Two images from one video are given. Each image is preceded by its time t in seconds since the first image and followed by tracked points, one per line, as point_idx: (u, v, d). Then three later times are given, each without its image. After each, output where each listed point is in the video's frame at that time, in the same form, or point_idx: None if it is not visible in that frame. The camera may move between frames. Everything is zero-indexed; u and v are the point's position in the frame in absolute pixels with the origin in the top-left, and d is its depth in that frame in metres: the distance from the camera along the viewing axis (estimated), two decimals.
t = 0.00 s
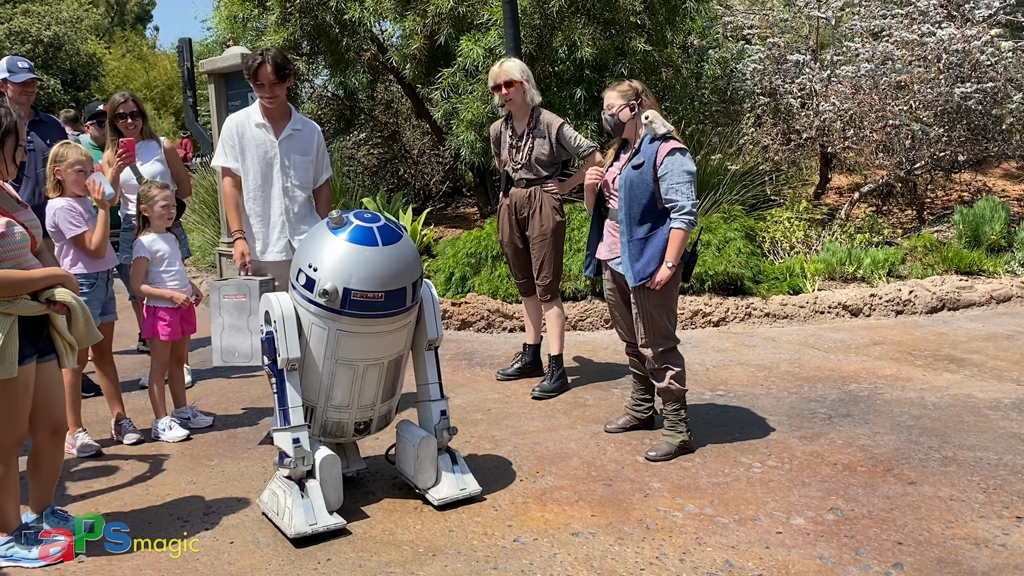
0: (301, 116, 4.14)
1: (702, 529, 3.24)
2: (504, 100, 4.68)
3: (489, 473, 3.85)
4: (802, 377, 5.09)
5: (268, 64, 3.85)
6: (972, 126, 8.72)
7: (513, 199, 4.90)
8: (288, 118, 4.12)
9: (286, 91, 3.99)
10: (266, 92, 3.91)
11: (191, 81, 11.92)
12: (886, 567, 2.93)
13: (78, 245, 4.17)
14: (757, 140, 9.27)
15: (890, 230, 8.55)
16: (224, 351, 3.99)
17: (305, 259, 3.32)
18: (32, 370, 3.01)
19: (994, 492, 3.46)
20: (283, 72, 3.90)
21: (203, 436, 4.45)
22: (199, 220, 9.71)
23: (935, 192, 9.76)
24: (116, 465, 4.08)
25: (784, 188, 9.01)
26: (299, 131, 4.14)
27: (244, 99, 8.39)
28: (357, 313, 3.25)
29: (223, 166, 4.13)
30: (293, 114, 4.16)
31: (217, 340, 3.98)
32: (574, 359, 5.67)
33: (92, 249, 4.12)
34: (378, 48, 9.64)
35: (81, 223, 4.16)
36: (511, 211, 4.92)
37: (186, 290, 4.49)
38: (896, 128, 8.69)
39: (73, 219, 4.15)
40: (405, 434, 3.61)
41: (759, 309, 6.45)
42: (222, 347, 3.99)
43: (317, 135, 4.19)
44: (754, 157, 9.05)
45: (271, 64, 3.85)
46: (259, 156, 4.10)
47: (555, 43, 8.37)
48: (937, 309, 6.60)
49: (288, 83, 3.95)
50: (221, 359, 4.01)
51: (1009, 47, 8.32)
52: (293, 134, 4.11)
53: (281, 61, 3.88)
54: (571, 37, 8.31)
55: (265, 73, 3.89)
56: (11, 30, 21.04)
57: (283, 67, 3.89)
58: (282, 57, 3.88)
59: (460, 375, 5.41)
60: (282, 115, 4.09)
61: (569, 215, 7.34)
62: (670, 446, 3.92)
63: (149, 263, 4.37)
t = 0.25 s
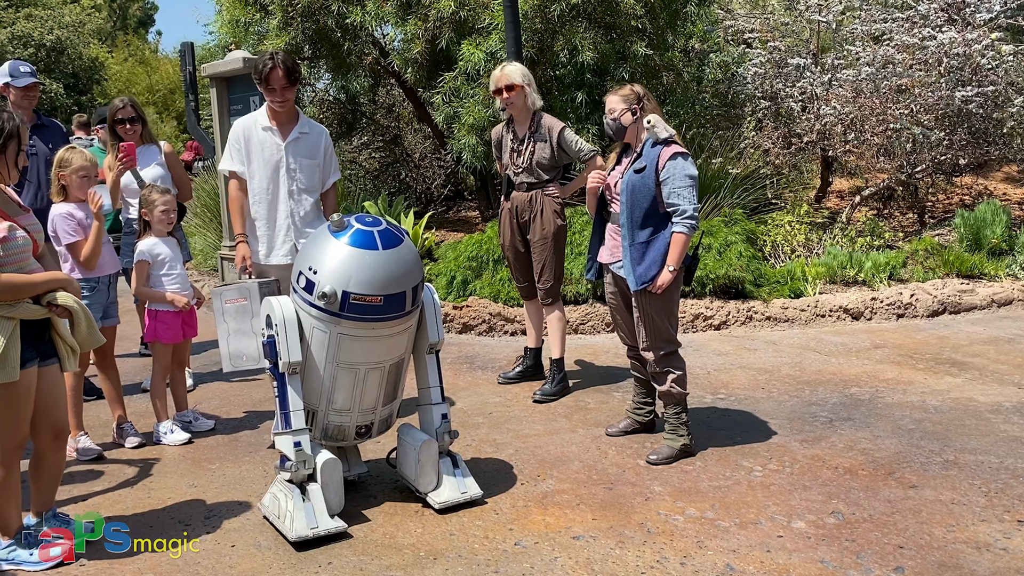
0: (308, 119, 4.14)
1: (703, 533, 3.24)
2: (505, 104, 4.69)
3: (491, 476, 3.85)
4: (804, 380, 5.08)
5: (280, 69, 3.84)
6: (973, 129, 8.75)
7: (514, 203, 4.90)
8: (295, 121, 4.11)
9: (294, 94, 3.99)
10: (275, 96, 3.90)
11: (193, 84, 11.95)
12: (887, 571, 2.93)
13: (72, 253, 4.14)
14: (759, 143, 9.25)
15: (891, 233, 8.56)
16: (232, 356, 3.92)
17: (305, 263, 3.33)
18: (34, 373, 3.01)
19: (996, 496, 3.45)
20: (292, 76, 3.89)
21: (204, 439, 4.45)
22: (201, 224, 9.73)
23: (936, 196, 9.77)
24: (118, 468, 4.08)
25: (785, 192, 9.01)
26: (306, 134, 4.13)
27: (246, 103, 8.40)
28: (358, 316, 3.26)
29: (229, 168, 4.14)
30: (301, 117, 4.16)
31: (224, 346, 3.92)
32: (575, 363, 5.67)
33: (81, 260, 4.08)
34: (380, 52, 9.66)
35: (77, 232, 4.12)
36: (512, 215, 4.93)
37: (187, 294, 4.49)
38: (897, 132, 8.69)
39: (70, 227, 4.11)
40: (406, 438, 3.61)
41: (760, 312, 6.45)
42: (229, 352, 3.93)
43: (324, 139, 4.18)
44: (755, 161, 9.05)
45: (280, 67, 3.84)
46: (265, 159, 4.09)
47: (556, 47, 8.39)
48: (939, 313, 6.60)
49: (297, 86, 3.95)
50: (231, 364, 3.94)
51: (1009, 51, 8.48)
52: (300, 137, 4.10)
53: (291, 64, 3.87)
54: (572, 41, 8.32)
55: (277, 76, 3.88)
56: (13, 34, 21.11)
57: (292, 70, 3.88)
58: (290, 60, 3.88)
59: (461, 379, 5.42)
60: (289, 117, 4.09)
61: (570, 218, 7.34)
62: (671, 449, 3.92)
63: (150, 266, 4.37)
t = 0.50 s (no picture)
0: (323, 123, 4.13)
1: (705, 535, 3.24)
2: (506, 107, 4.71)
3: (492, 478, 3.85)
4: (806, 383, 5.08)
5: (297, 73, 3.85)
6: (975, 131, 8.70)
7: (516, 205, 4.91)
8: (310, 124, 4.10)
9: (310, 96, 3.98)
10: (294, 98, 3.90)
11: (195, 87, 11.98)
12: (889, 573, 2.93)
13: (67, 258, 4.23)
14: (760, 146, 9.30)
15: (893, 236, 8.55)
16: (229, 351, 4.00)
17: (308, 265, 3.34)
18: (37, 375, 3.02)
19: (998, 498, 3.45)
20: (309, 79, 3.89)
21: (206, 441, 4.45)
22: (203, 227, 9.74)
23: (938, 198, 9.78)
24: (120, 470, 4.09)
25: (787, 195, 9.02)
26: (320, 137, 4.12)
27: (248, 106, 8.42)
28: (361, 319, 3.26)
29: (244, 169, 4.14)
30: (317, 120, 4.15)
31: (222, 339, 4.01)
32: (577, 365, 5.68)
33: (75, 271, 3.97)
34: (382, 55, 9.69)
35: (75, 239, 4.21)
36: (514, 218, 4.94)
37: (188, 295, 4.51)
38: (898, 135, 8.63)
39: (70, 233, 4.20)
40: (408, 440, 3.61)
41: (762, 315, 6.45)
42: (226, 346, 4.01)
43: (339, 142, 4.17)
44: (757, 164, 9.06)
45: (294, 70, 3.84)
46: (279, 161, 4.07)
47: (558, 50, 8.40)
48: (941, 315, 6.60)
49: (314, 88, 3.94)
50: (225, 360, 4.01)
51: (1011, 54, 8.49)
52: (315, 140, 4.09)
53: (307, 66, 3.87)
54: (574, 44, 8.34)
55: (294, 78, 3.88)
56: (16, 37, 21.19)
57: (309, 73, 3.87)
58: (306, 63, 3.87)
59: (463, 381, 5.42)
60: (305, 120, 4.07)
61: (572, 221, 7.35)
62: (673, 451, 3.92)
63: (152, 268, 4.39)
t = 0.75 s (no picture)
0: (339, 128, 4.10)
1: (706, 538, 3.24)
2: (509, 110, 4.71)
3: (494, 481, 3.85)
4: (808, 386, 5.08)
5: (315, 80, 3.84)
6: (978, 135, 8.71)
7: (518, 208, 4.91)
8: (326, 129, 4.08)
9: (326, 101, 3.94)
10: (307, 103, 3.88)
11: (198, 90, 12.00)
12: None
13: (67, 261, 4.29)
14: (762, 150, 9.26)
15: (896, 240, 8.56)
16: (228, 350, 4.10)
17: (310, 268, 3.35)
18: (40, 377, 3.03)
19: (1000, 502, 3.45)
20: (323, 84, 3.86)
21: (208, 444, 4.46)
22: (206, 229, 9.76)
23: (940, 202, 9.78)
24: (122, 473, 4.09)
25: (790, 197, 9.01)
26: (335, 142, 4.09)
27: (251, 109, 8.44)
28: (363, 321, 3.27)
29: (258, 171, 4.14)
30: (333, 125, 4.13)
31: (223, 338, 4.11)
32: (579, 368, 5.68)
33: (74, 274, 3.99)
34: (384, 59, 9.71)
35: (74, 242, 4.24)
36: (516, 221, 4.94)
37: (189, 297, 4.51)
38: (901, 138, 8.67)
39: (68, 236, 4.26)
40: (410, 443, 3.62)
41: (764, 318, 6.44)
42: (227, 345, 4.11)
43: (354, 148, 4.13)
44: (759, 167, 9.05)
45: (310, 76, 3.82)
46: (292, 165, 4.06)
47: (561, 53, 8.41)
48: (943, 318, 6.60)
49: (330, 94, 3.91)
50: (225, 359, 4.11)
51: (1013, 58, 8.53)
52: (329, 145, 4.06)
53: (321, 72, 3.84)
54: (576, 47, 8.35)
55: (307, 83, 3.85)
56: (20, 40, 21.27)
57: (324, 78, 3.84)
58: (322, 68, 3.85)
59: (465, 384, 5.42)
60: (321, 125, 4.05)
61: (574, 224, 7.35)
62: (675, 455, 3.92)
63: (154, 270, 4.40)
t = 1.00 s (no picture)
0: (350, 133, 4.09)
1: (709, 540, 3.25)
2: (511, 112, 4.71)
3: (497, 483, 3.86)
4: (810, 388, 5.08)
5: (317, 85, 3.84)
6: (981, 138, 8.66)
7: (520, 210, 4.91)
8: (337, 133, 4.07)
9: (335, 105, 3.93)
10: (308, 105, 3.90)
11: (202, 92, 12.04)
12: None
13: (67, 262, 4.32)
14: (766, 151, 9.41)
15: (899, 242, 8.56)
16: (228, 348, 4.01)
17: (313, 269, 3.36)
18: (43, 378, 3.04)
19: (1003, 504, 3.44)
20: (323, 86, 3.84)
21: (211, 445, 4.47)
22: (209, 231, 9.79)
23: (943, 204, 9.78)
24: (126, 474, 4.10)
25: (793, 199, 9.00)
26: (344, 148, 4.07)
27: (254, 110, 8.45)
28: (366, 323, 3.27)
29: (268, 171, 4.17)
30: (345, 130, 4.12)
31: (223, 336, 4.02)
32: (581, 370, 5.68)
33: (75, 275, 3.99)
34: (387, 61, 9.73)
35: (74, 243, 4.25)
36: (518, 223, 4.94)
37: (193, 299, 4.52)
38: (904, 139, 8.70)
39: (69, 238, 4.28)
40: (413, 444, 3.62)
41: (767, 320, 6.44)
42: (227, 343, 4.02)
43: (364, 155, 4.10)
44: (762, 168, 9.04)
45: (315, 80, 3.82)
46: (300, 166, 4.07)
47: (563, 55, 8.42)
48: (946, 321, 6.59)
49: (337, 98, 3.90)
50: (225, 357, 4.02)
51: (1018, 59, 8.39)
52: (338, 149, 4.05)
53: (322, 73, 3.83)
54: (579, 50, 8.37)
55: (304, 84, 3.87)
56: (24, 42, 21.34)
57: (331, 81, 3.83)
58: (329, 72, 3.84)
59: (468, 386, 5.42)
60: (331, 128, 4.05)
61: (577, 226, 7.35)
62: (677, 456, 3.92)
63: (157, 272, 4.41)
